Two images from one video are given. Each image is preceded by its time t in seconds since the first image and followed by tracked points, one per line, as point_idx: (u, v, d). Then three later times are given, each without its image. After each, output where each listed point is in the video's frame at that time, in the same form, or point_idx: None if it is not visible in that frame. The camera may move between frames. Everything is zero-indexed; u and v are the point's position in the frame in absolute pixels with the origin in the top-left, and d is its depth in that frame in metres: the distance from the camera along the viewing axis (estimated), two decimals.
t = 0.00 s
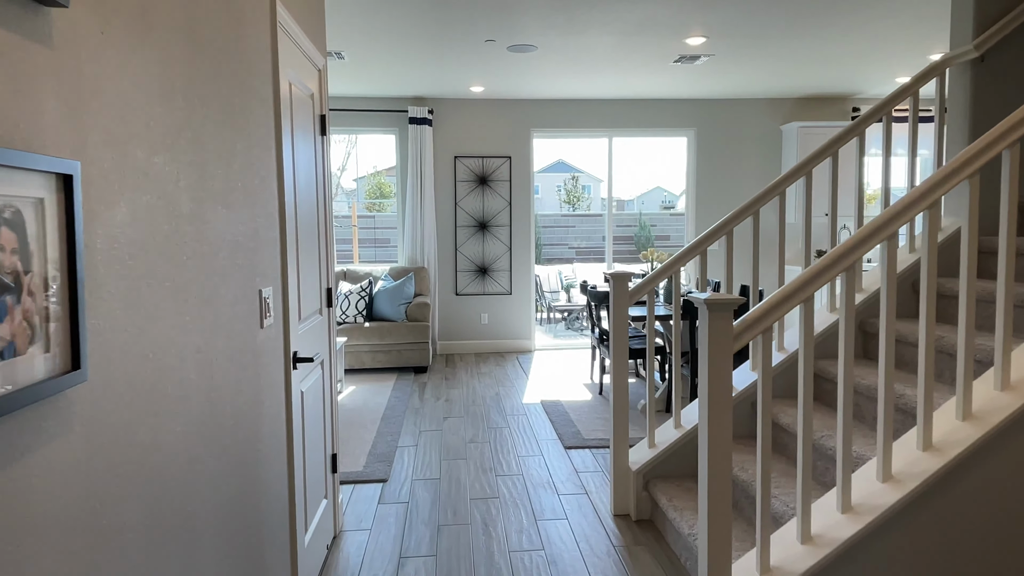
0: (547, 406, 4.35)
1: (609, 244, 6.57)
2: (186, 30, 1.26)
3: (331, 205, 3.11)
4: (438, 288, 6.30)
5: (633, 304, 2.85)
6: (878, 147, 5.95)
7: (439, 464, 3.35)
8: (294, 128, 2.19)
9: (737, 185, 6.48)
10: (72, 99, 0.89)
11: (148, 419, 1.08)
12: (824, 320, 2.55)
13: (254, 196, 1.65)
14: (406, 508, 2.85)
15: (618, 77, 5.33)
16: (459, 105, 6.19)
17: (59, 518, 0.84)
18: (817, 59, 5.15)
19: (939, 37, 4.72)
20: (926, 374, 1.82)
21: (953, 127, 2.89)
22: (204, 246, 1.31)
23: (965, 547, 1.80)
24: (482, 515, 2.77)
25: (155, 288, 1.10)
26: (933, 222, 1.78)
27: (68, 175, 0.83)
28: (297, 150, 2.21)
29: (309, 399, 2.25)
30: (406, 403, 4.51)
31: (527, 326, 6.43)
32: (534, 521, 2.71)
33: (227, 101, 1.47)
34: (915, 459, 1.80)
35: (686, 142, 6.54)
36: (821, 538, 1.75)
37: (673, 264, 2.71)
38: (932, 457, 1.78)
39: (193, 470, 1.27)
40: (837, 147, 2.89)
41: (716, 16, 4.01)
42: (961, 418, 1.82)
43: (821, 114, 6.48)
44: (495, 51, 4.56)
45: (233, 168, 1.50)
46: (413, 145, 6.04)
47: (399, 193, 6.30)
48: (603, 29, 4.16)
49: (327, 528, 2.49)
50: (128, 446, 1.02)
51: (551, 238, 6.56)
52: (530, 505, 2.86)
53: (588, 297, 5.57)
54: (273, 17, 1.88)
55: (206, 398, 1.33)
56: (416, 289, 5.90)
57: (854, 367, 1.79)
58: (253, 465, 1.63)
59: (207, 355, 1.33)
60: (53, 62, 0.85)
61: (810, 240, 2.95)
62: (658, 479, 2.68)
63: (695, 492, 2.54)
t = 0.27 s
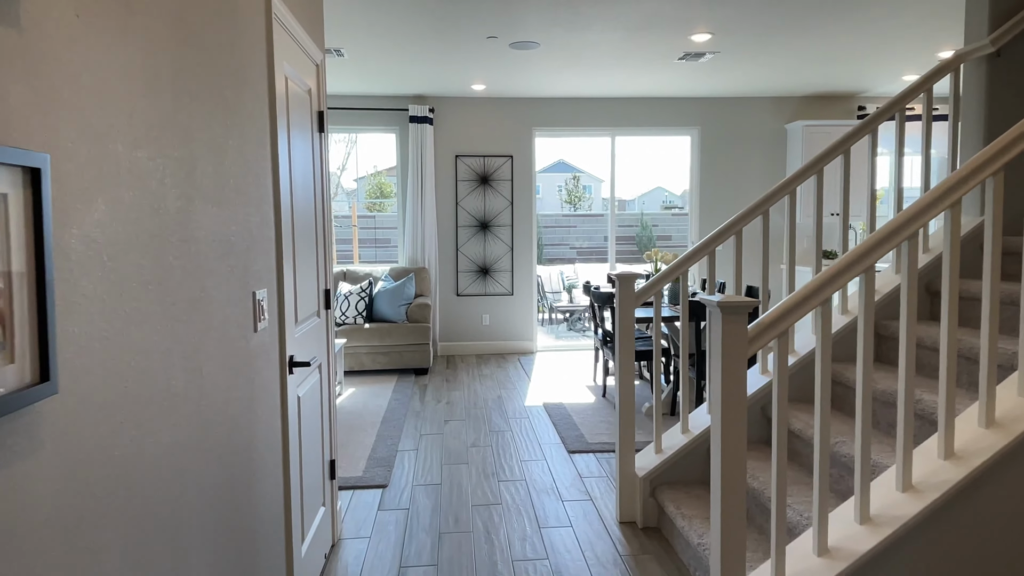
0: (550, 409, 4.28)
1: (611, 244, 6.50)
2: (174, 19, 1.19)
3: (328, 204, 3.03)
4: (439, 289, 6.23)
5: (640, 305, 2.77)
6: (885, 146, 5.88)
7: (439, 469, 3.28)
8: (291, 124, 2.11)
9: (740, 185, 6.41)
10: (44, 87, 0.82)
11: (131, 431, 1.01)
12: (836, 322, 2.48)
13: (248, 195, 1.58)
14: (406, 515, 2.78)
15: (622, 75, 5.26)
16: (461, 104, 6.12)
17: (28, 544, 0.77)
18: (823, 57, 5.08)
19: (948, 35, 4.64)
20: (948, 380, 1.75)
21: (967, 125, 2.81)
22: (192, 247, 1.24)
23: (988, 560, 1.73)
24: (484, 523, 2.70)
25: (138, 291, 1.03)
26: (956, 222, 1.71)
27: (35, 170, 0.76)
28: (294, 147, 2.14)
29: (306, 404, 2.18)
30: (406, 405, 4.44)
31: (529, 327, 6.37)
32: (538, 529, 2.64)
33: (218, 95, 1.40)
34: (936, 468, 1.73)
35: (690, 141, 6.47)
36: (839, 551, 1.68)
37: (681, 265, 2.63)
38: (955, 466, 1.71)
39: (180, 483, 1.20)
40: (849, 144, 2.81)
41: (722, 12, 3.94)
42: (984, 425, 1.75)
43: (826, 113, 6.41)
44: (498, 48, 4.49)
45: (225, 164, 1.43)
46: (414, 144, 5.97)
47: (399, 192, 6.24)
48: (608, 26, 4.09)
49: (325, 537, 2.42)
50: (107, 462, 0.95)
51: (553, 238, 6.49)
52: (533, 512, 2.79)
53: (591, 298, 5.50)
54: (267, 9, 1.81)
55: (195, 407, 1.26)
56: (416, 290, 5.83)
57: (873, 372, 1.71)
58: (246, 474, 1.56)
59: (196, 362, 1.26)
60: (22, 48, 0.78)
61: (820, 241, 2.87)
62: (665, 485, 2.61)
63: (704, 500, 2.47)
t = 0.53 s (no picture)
0: (552, 411, 4.20)
1: (614, 243, 6.42)
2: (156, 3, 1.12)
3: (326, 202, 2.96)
4: (439, 289, 6.15)
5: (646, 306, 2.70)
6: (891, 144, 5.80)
7: (440, 473, 3.21)
8: (286, 120, 2.04)
9: (745, 183, 6.33)
10: (4, 70, 0.75)
11: (106, 442, 0.95)
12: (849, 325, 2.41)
13: (239, 191, 1.51)
14: (406, 521, 2.71)
15: (625, 72, 5.19)
16: (462, 101, 6.05)
17: None
18: (829, 54, 5.01)
19: (957, 31, 4.56)
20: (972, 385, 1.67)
21: (983, 121, 2.73)
22: (176, 244, 1.17)
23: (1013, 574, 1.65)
24: (485, 529, 2.63)
25: (112, 292, 0.96)
26: (980, 220, 1.64)
27: None
28: (290, 143, 2.07)
29: (302, 408, 2.11)
30: (407, 407, 4.37)
31: (530, 327, 6.29)
32: (541, 536, 2.57)
33: (206, 85, 1.33)
34: (958, 478, 1.65)
35: (693, 140, 6.39)
36: (857, 564, 1.61)
37: (688, 265, 2.56)
38: (978, 475, 1.64)
39: (162, 496, 1.13)
40: (861, 141, 2.74)
41: (728, 7, 3.87)
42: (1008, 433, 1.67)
43: (831, 111, 6.33)
44: (499, 44, 4.42)
45: (212, 157, 1.36)
46: (414, 142, 5.90)
47: (399, 191, 6.17)
48: (612, 21, 4.02)
49: (322, 545, 2.34)
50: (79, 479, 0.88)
51: (554, 238, 6.42)
52: (536, 519, 2.72)
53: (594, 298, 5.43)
54: None
55: (180, 415, 1.19)
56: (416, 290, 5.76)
57: (892, 377, 1.64)
58: (237, 484, 1.49)
59: (181, 366, 1.19)
60: None
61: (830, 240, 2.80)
62: (672, 492, 2.54)
63: (712, 507, 2.40)
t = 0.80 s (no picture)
0: (555, 414, 4.12)
1: (616, 243, 6.33)
2: None
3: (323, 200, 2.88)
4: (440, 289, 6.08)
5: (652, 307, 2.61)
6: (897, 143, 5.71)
7: (440, 478, 3.13)
8: (279, 113, 1.96)
9: (749, 182, 6.25)
10: None
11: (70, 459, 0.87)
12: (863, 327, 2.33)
13: (226, 186, 1.43)
14: (404, 528, 2.63)
15: (628, 69, 5.10)
16: (462, 99, 5.96)
17: None
18: (835, 50, 4.93)
19: (966, 27, 4.48)
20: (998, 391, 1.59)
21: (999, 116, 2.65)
22: (152, 241, 1.10)
23: None
24: (486, 537, 2.55)
25: (76, 292, 0.89)
26: (1007, 218, 1.55)
27: None
28: (283, 137, 1.98)
29: (296, 414, 2.03)
30: (406, 410, 4.29)
31: (532, 328, 6.21)
32: (543, 545, 2.49)
33: (188, 74, 1.25)
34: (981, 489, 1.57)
35: (697, 138, 6.31)
36: None
37: (695, 264, 2.48)
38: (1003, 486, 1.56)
39: (138, 513, 1.05)
40: (873, 137, 2.65)
41: (734, 2, 3.79)
42: None
43: (836, 109, 6.25)
44: (499, 40, 4.34)
45: (196, 151, 1.28)
46: (413, 141, 5.82)
47: (399, 190, 6.09)
48: (615, 16, 3.94)
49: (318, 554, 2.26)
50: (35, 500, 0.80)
51: (555, 237, 6.33)
52: (538, 526, 2.64)
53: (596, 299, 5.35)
54: None
55: (157, 425, 1.11)
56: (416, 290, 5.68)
57: (915, 383, 1.56)
58: (224, 495, 1.42)
59: (158, 373, 1.11)
60: None
61: (842, 239, 2.71)
62: (679, 499, 2.46)
63: (721, 515, 2.32)
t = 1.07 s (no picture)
0: (556, 418, 4.04)
1: (617, 243, 6.25)
2: None
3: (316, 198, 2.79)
4: (439, 290, 6.00)
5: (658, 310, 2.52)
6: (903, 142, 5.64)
7: (439, 485, 3.05)
8: (271, 108, 1.88)
9: (752, 182, 6.17)
10: None
11: (25, 485, 0.79)
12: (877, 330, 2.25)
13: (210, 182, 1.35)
14: (402, 538, 2.55)
15: (631, 66, 5.02)
16: (462, 98, 5.89)
17: None
18: (841, 48, 4.85)
19: (975, 24, 4.40)
20: None
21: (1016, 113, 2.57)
22: (124, 241, 1.02)
23: None
24: (487, 548, 2.47)
25: (32, 298, 0.80)
26: None
27: None
28: (275, 134, 1.90)
29: (289, 421, 1.95)
30: (405, 413, 4.21)
31: (532, 330, 6.13)
32: (546, 556, 2.41)
33: (166, 65, 1.17)
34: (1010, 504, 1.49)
35: (700, 137, 6.23)
36: None
37: (703, 265, 2.39)
38: None
39: (109, 539, 0.97)
40: (887, 134, 2.57)
41: None
42: None
43: (841, 108, 6.17)
44: (499, 36, 4.25)
45: (176, 147, 1.20)
46: (413, 140, 5.74)
47: (399, 190, 6.01)
48: (618, 12, 3.85)
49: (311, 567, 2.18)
50: None
51: (555, 238, 6.26)
52: (540, 536, 2.55)
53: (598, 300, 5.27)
54: None
55: (131, 439, 1.03)
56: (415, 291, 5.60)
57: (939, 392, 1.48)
58: (209, 510, 1.34)
59: (132, 383, 1.03)
60: None
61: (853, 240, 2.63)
62: (687, 509, 2.38)
63: (731, 526, 2.24)
